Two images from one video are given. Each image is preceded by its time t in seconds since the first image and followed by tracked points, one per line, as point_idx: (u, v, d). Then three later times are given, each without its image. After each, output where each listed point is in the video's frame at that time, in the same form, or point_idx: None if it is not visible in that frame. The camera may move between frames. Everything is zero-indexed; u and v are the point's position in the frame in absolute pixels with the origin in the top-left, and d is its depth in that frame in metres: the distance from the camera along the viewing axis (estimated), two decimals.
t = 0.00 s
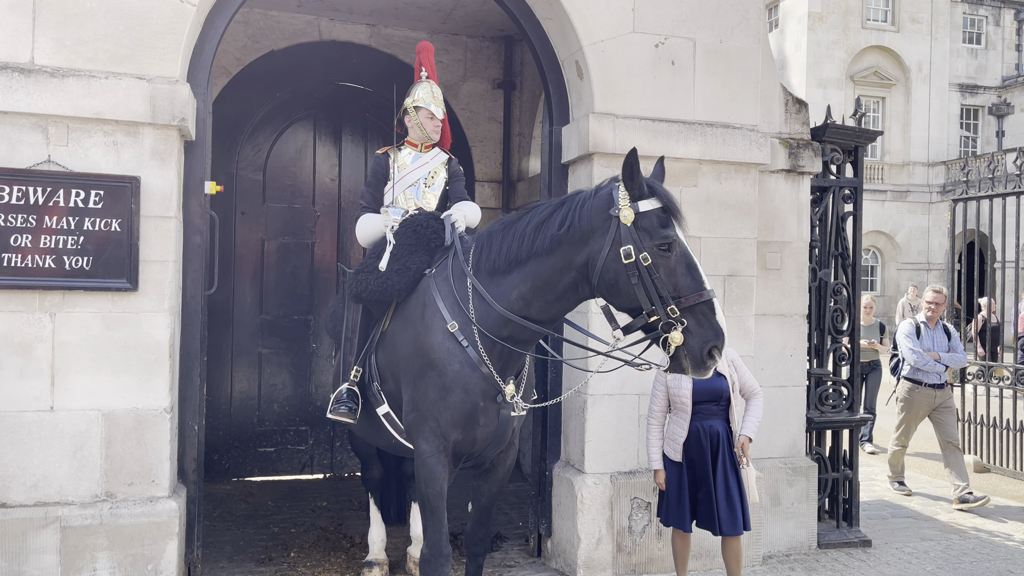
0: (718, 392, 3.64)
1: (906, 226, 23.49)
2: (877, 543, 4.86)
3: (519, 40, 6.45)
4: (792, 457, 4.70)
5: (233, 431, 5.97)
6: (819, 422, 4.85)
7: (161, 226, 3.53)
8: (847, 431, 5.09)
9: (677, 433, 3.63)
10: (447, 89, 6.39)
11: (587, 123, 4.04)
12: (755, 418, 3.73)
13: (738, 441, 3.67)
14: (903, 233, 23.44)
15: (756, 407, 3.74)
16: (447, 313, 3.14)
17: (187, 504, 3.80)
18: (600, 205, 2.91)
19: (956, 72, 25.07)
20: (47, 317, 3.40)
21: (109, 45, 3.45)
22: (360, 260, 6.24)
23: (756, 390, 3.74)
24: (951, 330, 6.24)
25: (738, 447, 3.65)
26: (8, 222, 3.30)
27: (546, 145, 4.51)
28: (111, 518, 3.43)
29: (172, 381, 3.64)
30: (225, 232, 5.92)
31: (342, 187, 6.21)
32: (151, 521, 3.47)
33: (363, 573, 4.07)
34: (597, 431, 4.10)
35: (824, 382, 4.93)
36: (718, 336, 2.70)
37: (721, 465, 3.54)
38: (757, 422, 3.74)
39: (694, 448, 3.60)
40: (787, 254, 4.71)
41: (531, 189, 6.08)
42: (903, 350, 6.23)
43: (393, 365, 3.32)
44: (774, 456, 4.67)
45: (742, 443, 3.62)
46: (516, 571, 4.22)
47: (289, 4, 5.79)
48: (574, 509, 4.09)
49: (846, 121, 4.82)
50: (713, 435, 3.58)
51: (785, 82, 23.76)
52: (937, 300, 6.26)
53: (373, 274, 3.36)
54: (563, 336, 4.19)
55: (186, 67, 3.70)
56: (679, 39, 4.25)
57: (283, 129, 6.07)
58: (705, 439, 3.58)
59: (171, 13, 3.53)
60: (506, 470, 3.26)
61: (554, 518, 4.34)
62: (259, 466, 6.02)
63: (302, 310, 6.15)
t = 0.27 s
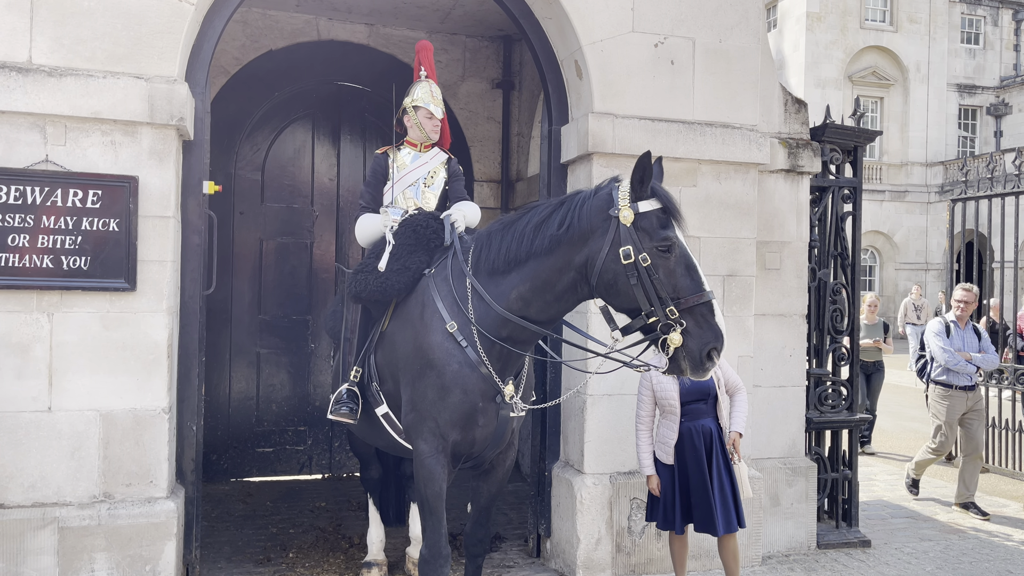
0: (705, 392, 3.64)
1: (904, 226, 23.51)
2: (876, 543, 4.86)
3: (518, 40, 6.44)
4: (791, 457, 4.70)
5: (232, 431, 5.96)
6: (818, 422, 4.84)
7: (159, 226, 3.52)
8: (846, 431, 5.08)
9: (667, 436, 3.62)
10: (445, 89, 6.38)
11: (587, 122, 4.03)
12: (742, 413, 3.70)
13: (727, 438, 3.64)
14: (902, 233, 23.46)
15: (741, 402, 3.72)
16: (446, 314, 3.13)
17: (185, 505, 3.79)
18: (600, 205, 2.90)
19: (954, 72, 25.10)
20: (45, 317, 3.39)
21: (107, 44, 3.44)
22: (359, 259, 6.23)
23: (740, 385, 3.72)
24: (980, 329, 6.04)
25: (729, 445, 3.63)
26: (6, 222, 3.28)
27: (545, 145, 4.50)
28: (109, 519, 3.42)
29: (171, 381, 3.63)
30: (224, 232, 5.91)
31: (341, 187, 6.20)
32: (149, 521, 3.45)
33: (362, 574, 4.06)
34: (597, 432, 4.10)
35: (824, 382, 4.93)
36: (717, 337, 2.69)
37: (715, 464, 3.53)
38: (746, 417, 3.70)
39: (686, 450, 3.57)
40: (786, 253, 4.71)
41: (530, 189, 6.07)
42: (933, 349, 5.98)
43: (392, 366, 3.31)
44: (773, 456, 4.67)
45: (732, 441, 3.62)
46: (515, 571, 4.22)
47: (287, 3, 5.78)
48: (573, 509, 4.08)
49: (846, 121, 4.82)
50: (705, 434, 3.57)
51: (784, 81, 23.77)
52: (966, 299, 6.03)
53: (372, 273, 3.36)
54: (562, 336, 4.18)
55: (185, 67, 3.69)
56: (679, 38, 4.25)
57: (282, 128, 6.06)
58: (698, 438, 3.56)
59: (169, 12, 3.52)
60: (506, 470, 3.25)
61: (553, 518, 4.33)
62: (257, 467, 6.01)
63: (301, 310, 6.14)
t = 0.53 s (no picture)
0: (696, 391, 3.63)
1: (902, 226, 23.53)
2: (874, 543, 4.86)
3: (516, 40, 6.43)
4: (789, 457, 4.70)
5: (230, 431, 5.95)
6: (817, 422, 4.84)
7: (156, 225, 3.51)
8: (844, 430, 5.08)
9: (660, 437, 3.61)
10: (443, 89, 6.38)
11: (585, 122, 4.03)
12: (735, 410, 3.66)
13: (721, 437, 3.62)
14: (900, 233, 23.49)
15: (733, 399, 3.69)
16: (443, 313, 3.13)
17: (182, 505, 3.78)
18: (598, 206, 2.90)
19: (952, 72, 25.14)
20: (42, 317, 3.38)
21: (105, 43, 3.43)
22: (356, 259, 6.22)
23: (732, 382, 3.69)
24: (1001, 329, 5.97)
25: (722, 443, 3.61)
26: (3, 222, 3.28)
27: (543, 145, 4.49)
28: (106, 519, 3.41)
29: (168, 381, 3.62)
30: (221, 232, 5.90)
31: (338, 187, 6.19)
32: (146, 522, 3.45)
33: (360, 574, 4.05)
34: (595, 432, 4.09)
35: (822, 382, 4.93)
36: (714, 339, 2.68)
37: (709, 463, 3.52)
38: (739, 414, 3.66)
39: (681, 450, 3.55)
40: (785, 253, 4.71)
41: (528, 189, 6.06)
42: (958, 350, 5.85)
43: (390, 366, 3.31)
44: (771, 456, 4.67)
45: (725, 439, 3.58)
46: (513, 572, 4.21)
47: (285, 3, 5.77)
48: (571, 509, 4.08)
49: (844, 121, 4.82)
50: (699, 433, 3.55)
51: (782, 81, 23.78)
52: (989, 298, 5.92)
53: (369, 273, 3.35)
54: (560, 337, 4.18)
55: (182, 66, 3.68)
56: (677, 38, 4.24)
57: (280, 128, 6.05)
58: (692, 437, 3.54)
59: (167, 11, 3.51)
60: (504, 470, 3.24)
61: (552, 518, 4.33)
62: (255, 467, 6.00)
63: (298, 310, 6.13)
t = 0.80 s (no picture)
0: (692, 392, 3.63)
1: (900, 226, 23.56)
2: (873, 543, 4.87)
3: (515, 40, 6.43)
4: (788, 457, 4.71)
5: (228, 432, 5.95)
6: (816, 422, 4.84)
7: (155, 226, 3.51)
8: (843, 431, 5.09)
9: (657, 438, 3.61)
10: (442, 89, 6.38)
11: (584, 123, 4.03)
12: (731, 412, 3.65)
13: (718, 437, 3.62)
14: (898, 233, 23.52)
15: (730, 400, 3.68)
16: (443, 314, 3.13)
17: (181, 506, 3.78)
18: (598, 208, 2.90)
19: (950, 72, 25.18)
20: (41, 317, 3.37)
21: (104, 44, 3.43)
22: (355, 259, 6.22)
23: (728, 382, 3.68)
24: None
25: (718, 443, 3.62)
26: (1, 222, 3.27)
27: (542, 145, 4.49)
28: (105, 519, 3.41)
29: (167, 382, 3.61)
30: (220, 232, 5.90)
31: (337, 187, 6.19)
32: (145, 522, 3.45)
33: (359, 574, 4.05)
34: (595, 432, 4.10)
35: (821, 382, 4.94)
36: (713, 342, 2.68)
37: (706, 465, 3.51)
38: (735, 415, 3.67)
39: (677, 451, 3.55)
40: (784, 254, 4.71)
41: (527, 189, 6.06)
42: (989, 360, 5.70)
43: (389, 366, 3.31)
44: (770, 456, 4.68)
45: (721, 439, 3.61)
46: (513, 572, 4.22)
47: (284, 3, 5.77)
48: (571, 510, 4.08)
49: (843, 121, 4.83)
50: (695, 434, 3.54)
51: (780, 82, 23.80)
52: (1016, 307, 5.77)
53: (369, 274, 3.34)
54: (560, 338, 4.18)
55: (181, 67, 3.68)
56: (676, 39, 4.25)
57: (278, 128, 6.04)
58: (689, 439, 3.53)
59: (166, 12, 3.50)
60: (503, 471, 3.24)
61: (551, 518, 4.33)
62: (254, 467, 6.00)
63: (297, 311, 6.13)
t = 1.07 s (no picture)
0: (689, 392, 3.63)
1: (899, 226, 23.58)
2: (872, 543, 4.86)
3: (514, 40, 6.43)
4: (787, 456, 4.70)
5: (227, 432, 5.94)
6: (815, 421, 4.84)
7: (154, 224, 3.50)
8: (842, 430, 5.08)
9: (654, 438, 3.60)
10: (441, 88, 6.37)
11: (583, 122, 4.03)
12: (729, 411, 3.64)
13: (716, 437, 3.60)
14: (896, 233, 23.54)
15: (728, 400, 3.67)
16: (442, 313, 3.12)
17: (179, 506, 3.77)
18: (599, 207, 2.89)
19: (948, 72, 25.20)
20: (38, 317, 3.36)
21: (102, 42, 3.42)
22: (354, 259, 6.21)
23: (726, 382, 3.67)
24: None
25: (717, 443, 3.60)
26: None
27: (541, 144, 4.48)
28: (103, 519, 3.40)
29: (165, 381, 3.60)
30: (218, 232, 5.89)
31: (336, 187, 6.18)
32: (144, 522, 3.44)
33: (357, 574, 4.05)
34: (594, 432, 4.09)
35: (820, 382, 4.94)
36: (711, 345, 2.67)
37: (703, 465, 3.51)
38: (734, 414, 3.65)
39: (675, 451, 3.55)
40: (783, 253, 4.71)
41: (525, 189, 6.05)
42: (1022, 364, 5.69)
43: (388, 365, 3.30)
44: (770, 456, 4.67)
45: (720, 439, 3.58)
46: (512, 572, 4.21)
47: (283, 2, 5.76)
48: (570, 509, 4.08)
49: (842, 121, 4.83)
50: (692, 434, 3.54)
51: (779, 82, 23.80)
52: None
53: (368, 273, 3.33)
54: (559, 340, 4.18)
55: (179, 65, 3.67)
56: (675, 38, 4.24)
57: (277, 128, 6.03)
58: (686, 439, 3.53)
59: (164, 10, 3.49)
60: (503, 470, 3.24)
61: (550, 518, 4.32)
62: (252, 467, 5.99)
63: (296, 310, 6.11)
